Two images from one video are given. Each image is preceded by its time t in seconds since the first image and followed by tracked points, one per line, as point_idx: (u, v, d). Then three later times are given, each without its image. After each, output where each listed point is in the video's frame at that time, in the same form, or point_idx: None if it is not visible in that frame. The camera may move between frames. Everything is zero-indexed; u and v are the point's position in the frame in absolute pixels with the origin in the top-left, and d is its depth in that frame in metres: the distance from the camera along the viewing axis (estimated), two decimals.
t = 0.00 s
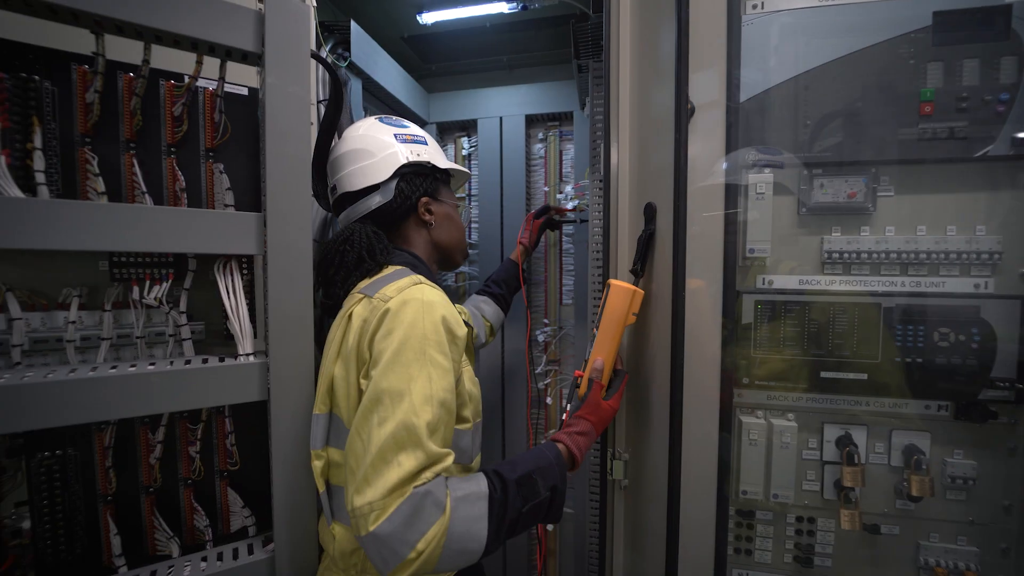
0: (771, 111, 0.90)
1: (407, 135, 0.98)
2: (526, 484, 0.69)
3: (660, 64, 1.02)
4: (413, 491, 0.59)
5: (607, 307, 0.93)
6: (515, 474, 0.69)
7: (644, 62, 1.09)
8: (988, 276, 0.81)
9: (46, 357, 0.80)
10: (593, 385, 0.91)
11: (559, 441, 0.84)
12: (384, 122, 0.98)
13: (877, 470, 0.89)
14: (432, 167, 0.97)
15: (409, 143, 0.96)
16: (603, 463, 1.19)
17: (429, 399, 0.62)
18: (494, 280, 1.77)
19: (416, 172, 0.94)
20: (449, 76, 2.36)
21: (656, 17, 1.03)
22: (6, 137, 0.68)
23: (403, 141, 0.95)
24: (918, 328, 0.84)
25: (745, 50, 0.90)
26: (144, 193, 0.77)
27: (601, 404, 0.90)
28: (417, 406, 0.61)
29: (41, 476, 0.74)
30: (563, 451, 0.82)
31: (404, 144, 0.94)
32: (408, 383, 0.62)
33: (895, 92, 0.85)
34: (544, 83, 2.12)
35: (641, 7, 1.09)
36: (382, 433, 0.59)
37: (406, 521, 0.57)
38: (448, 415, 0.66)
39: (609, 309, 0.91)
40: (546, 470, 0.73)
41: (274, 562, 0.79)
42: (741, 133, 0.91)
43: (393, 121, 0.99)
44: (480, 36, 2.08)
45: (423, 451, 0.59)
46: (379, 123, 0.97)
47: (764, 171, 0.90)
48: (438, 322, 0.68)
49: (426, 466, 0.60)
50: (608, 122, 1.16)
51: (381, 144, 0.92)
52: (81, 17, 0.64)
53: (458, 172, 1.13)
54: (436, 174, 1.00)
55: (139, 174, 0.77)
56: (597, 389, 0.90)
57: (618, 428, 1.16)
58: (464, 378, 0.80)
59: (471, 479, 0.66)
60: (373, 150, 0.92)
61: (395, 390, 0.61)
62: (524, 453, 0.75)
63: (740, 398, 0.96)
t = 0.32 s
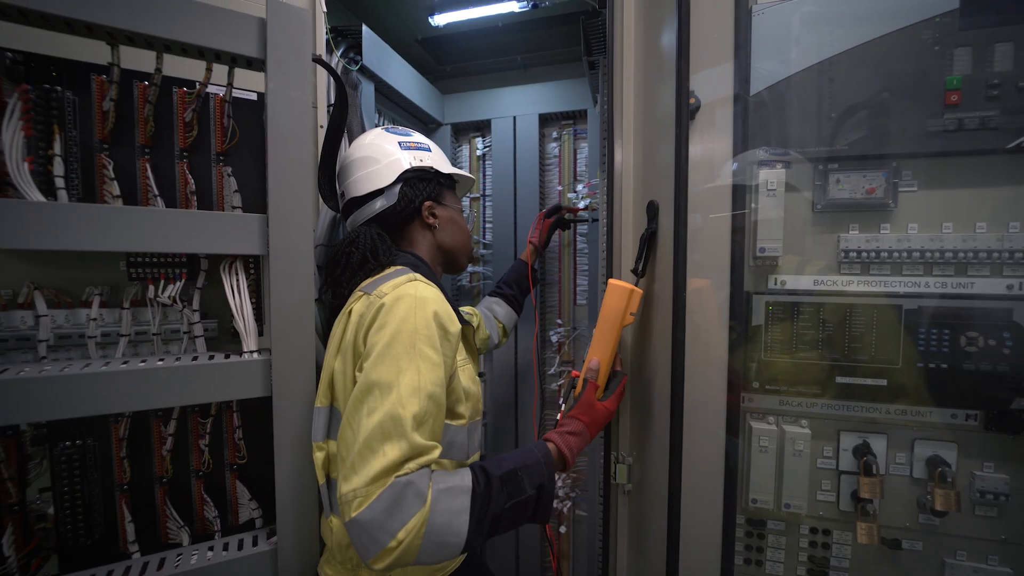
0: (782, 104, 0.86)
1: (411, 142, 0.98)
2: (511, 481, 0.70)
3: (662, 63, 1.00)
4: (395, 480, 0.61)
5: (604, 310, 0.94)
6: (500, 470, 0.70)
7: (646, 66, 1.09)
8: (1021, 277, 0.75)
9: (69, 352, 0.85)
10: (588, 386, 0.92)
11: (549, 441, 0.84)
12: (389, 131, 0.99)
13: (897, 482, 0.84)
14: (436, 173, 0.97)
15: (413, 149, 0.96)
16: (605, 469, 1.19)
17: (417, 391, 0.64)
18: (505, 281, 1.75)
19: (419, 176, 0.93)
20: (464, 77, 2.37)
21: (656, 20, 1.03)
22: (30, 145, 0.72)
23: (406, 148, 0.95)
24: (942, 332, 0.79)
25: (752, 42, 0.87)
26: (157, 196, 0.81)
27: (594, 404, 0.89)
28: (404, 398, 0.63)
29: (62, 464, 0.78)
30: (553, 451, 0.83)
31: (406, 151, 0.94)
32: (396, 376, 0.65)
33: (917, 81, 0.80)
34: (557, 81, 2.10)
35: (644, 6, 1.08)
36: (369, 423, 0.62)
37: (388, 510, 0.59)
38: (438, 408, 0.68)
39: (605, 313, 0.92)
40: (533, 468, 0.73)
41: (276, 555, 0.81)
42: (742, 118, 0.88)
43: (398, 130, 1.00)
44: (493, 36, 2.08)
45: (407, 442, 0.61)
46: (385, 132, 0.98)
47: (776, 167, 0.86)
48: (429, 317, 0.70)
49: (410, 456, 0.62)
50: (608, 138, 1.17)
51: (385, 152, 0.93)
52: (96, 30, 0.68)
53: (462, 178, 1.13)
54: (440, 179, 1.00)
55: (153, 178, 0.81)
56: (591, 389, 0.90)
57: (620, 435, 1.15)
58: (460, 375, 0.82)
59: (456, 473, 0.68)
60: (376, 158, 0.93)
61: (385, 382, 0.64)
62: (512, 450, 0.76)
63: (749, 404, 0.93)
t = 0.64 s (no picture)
0: (791, 100, 0.84)
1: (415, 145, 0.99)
2: (503, 481, 0.71)
3: (666, 62, 1.00)
4: (388, 478, 0.62)
5: (601, 311, 0.96)
6: (492, 470, 0.71)
7: (653, 65, 1.08)
8: None
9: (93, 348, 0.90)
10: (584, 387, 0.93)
11: (544, 441, 0.86)
12: (396, 133, 1.00)
13: (917, 495, 0.79)
14: (440, 175, 0.97)
15: (418, 152, 0.97)
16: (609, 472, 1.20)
17: (411, 391, 0.65)
18: (515, 282, 1.74)
19: (424, 178, 0.94)
20: (479, 78, 2.38)
21: (661, 19, 1.03)
22: (55, 152, 0.77)
23: (411, 151, 0.96)
24: (967, 336, 0.74)
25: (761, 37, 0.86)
26: (171, 199, 0.84)
27: (591, 406, 0.91)
28: (397, 398, 0.64)
29: (84, 454, 0.82)
30: (548, 453, 0.84)
31: (409, 154, 0.95)
32: (391, 376, 0.66)
33: (940, 67, 0.74)
34: (571, 79, 2.08)
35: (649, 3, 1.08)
36: (363, 422, 0.63)
37: (380, 508, 0.60)
38: (432, 408, 0.69)
39: (602, 314, 0.94)
40: (525, 468, 0.74)
41: (280, 547, 0.83)
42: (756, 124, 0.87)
43: (404, 132, 1.01)
44: (505, 36, 2.08)
45: (399, 441, 0.62)
46: (390, 135, 0.99)
47: (787, 164, 0.83)
48: (425, 318, 0.71)
49: (402, 455, 0.63)
50: (613, 135, 1.17)
51: (390, 155, 0.94)
52: (111, 42, 0.72)
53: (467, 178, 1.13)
54: (445, 181, 0.99)
55: (168, 182, 0.85)
56: (586, 391, 0.91)
57: (623, 441, 1.17)
58: (458, 375, 0.83)
59: (449, 472, 0.68)
60: (380, 161, 0.94)
61: (380, 382, 0.65)
62: (507, 450, 0.77)
63: (759, 409, 0.89)
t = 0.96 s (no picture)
0: (801, 95, 0.81)
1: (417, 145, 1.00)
2: (498, 481, 0.72)
3: (672, 60, 0.99)
4: (384, 475, 0.63)
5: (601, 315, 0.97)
6: (488, 470, 0.72)
7: (657, 62, 1.06)
8: None
9: (117, 345, 0.95)
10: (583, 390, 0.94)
11: (541, 442, 0.87)
12: (399, 134, 1.02)
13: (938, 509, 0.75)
14: (442, 174, 0.98)
15: (419, 152, 0.98)
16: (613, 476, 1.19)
17: (407, 389, 0.66)
18: (525, 282, 1.73)
19: (425, 178, 0.94)
20: (493, 79, 2.39)
21: (666, 15, 1.01)
22: (78, 160, 0.81)
23: (413, 151, 0.98)
24: (993, 341, 0.69)
25: (768, 31, 0.83)
26: (187, 203, 0.88)
27: (588, 409, 0.92)
28: (394, 396, 0.65)
29: (107, 446, 0.87)
30: (545, 454, 0.84)
31: (410, 154, 0.96)
32: (388, 374, 0.67)
33: (964, 55, 0.69)
34: (584, 78, 2.06)
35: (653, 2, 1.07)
36: (361, 419, 0.65)
37: (374, 503, 0.62)
38: (429, 406, 0.69)
39: (601, 318, 0.95)
40: (521, 470, 0.75)
41: (286, 541, 0.86)
42: (764, 121, 0.84)
43: (407, 133, 1.03)
44: (518, 36, 2.07)
45: (395, 438, 0.63)
46: (393, 136, 1.00)
47: (797, 161, 0.81)
48: (422, 317, 0.72)
49: (398, 452, 0.64)
50: (617, 134, 1.16)
51: (392, 156, 0.96)
52: (128, 53, 0.75)
53: (473, 178, 1.14)
54: (447, 180, 1.00)
55: (184, 187, 0.88)
56: (586, 393, 0.93)
57: (627, 443, 1.15)
58: (458, 374, 0.84)
59: (444, 471, 0.69)
60: (382, 162, 0.96)
61: (377, 379, 0.66)
62: (503, 451, 0.78)
63: (770, 415, 0.87)
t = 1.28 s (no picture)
0: (819, 91, 0.78)
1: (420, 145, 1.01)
2: (496, 481, 0.72)
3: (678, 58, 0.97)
4: (385, 473, 0.65)
5: (603, 315, 0.99)
6: (486, 470, 0.73)
7: (663, 61, 1.05)
8: None
9: (139, 343, 0.99)
10: (583, 391, 0.96)
11: (540, 443, 0.88)
12: (404, 135, 1.03)
13: (958, 522, 0.71)
14: (445, 173, 0.99)
15: (421, 152, 0.99)
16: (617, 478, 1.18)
17: (408, 389, 0.67)
18: (535, 282, 1.73)
19: (427, 178, 0.95)
20: (507, 80, 2.40)
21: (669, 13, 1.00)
22: (103, 167, 0.86)
23: (416, 151, 0.99)
24: (1019, 347, 0.65)
25: (779, 25, 0.81)
26: (203, 207, 0.92)
27: (587, 410, 0.92)
28: (395, 396, 0.66)
29: (130, 439, 0.92)
30: (543, 455, 0.86)
31: (413, 154, 0.98)
32: (390, 375, 0.68)
33: (988, 45, 0.66)
34: (598, 77, 2.04)
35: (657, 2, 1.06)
36: (363, 418, 0.66)
37: (375, 500, 0.63)
38: (430, 406, 0.70)
39: (603, 317, 0.97)
40: (518, 470, 0.75)
41: (294, 535, 0.88)
42: (773, 117, 0.82)
43: (412, 133, 1.04)
44: (531, 37, 2.07)
45: (395, 438, 0.64)
46: (397, 137, 1.02)
47: (810, 160, 0.78)
48: (424, 318, 0.73)
49: (399, 451, 0.66)
50: (620, 133, 1.15)
51: (396, 157, 0.98)
52: (147, 64, 0.79)
53: (479, 177, 1.14)
54: (451, 179, 1.01)
55: (200, 191, 0.92)
56: (586, 395, 0.94)
57: (632, 447, 1.15)
58: (462, 374, 0.84)
59: (444, 470, 0.70)
60: (386, 163, 0.98)
61: (379, 380, 0.68)
62: (503, 451, 0.78)
63: (779, 421, 0.84)
